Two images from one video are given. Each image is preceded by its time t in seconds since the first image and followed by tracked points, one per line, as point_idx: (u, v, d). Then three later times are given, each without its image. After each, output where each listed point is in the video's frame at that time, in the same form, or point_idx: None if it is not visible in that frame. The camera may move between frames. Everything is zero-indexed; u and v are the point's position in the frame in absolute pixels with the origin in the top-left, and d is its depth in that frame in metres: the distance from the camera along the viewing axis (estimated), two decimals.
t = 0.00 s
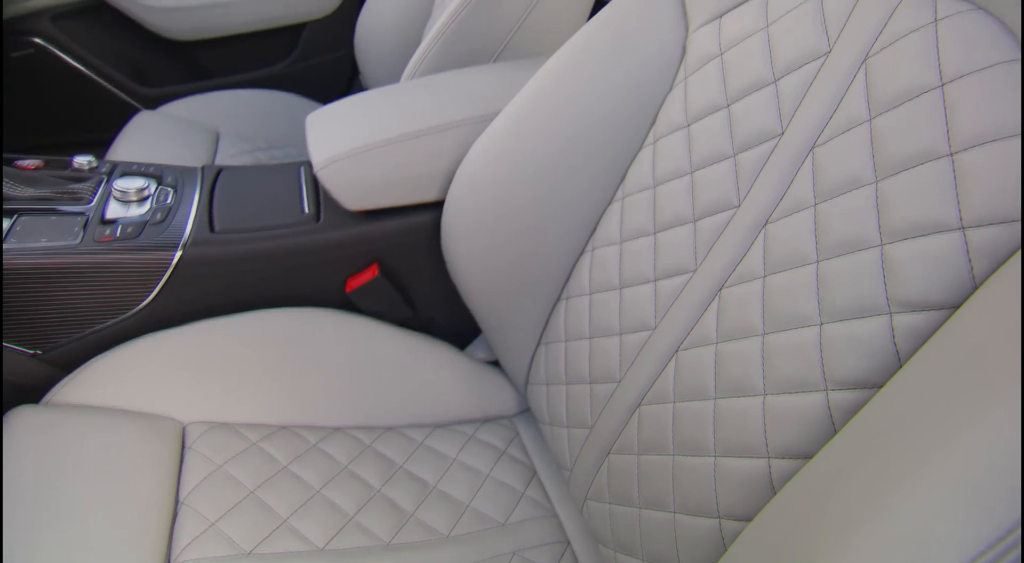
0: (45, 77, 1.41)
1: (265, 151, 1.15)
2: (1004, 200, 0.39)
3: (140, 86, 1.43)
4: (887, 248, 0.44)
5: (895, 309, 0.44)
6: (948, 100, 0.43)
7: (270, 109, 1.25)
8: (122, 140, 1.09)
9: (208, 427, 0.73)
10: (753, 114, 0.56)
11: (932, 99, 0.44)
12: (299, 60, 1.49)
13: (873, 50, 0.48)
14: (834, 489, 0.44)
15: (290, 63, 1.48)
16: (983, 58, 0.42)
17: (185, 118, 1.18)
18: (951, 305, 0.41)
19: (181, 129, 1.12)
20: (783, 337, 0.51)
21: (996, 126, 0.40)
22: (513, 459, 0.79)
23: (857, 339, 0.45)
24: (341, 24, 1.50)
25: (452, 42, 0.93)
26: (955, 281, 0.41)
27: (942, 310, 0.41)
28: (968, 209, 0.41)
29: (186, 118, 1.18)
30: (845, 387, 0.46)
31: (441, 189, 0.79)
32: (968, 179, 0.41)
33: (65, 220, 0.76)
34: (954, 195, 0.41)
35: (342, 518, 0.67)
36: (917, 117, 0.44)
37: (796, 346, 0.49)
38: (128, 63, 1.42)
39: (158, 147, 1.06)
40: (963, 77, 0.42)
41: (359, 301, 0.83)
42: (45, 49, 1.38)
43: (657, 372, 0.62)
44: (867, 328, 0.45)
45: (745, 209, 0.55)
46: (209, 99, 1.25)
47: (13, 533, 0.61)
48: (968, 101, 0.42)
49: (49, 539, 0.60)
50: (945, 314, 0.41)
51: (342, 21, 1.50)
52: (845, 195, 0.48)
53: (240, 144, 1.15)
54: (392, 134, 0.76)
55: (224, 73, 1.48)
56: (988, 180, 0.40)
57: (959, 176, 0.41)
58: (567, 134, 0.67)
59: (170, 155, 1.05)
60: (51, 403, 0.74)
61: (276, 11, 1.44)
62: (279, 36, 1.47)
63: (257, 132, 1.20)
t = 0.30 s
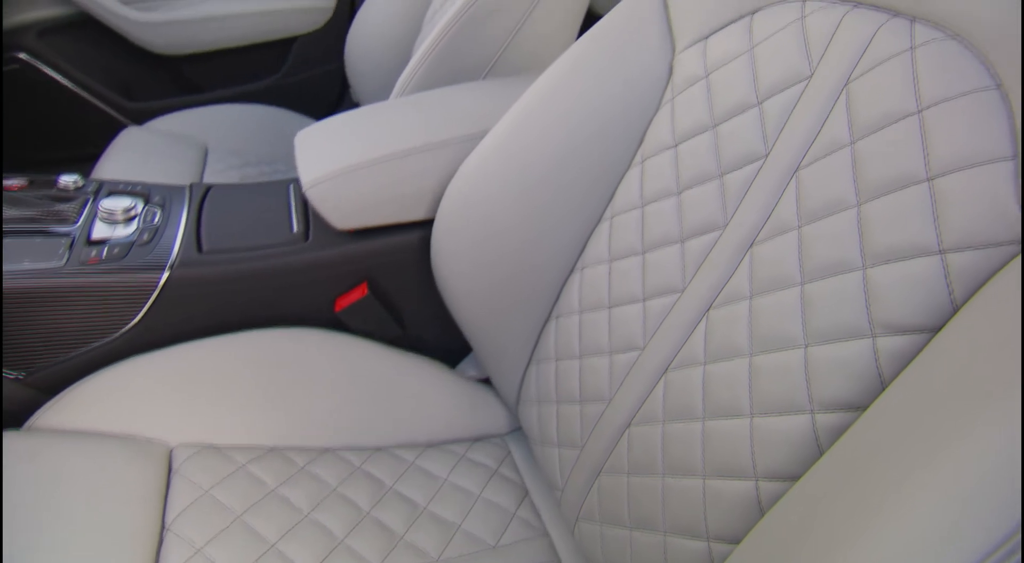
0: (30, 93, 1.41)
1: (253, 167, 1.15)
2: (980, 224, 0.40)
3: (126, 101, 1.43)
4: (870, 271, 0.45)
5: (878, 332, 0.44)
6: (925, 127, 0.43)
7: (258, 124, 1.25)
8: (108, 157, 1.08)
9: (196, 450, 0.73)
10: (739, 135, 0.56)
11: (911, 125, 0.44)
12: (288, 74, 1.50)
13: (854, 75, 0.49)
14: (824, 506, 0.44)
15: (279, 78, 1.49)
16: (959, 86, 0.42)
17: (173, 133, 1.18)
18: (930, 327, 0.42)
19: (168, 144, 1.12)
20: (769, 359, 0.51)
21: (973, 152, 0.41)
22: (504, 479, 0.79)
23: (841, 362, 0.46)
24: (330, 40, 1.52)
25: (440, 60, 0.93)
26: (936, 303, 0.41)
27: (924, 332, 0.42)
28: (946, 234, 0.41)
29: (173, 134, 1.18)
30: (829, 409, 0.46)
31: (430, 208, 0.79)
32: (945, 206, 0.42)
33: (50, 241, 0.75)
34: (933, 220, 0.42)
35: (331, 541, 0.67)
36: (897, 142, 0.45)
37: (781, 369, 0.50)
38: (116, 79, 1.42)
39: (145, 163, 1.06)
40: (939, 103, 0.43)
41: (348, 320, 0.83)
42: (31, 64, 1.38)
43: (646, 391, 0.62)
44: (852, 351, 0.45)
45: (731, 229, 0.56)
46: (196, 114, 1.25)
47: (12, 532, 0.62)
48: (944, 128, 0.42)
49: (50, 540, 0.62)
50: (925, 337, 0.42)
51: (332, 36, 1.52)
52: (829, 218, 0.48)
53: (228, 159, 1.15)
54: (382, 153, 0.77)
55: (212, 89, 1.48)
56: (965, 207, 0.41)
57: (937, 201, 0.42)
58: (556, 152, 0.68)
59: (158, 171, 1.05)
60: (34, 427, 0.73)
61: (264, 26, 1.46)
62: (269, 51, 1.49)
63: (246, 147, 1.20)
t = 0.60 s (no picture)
0: (17, 107, 1.41)
1: (241, 182, 1.15)
2: (959, 249, 0.40)
3: (112, 117, 1.43)
4: (852, 294, 0.46)
5: (861, 354, 0.44)
6: (904, 153, 0.44)
7: (246, 140, 1.25)
8: (93, 174, 1.08)
9: (181, 475, 0.72)
10: (724, 156, 0.57)
11: (890, 150, 0.45)
12: (277, 89, 1.50)
13: (834, 100, 0.49)
14: (815, 520, 0.44)
15: (268, 93, 1.50)
16: (935, 111, 0.42)
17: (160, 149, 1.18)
18: (912, 350, 0.42)
19: (153, 160, 1.11)
20: (756, 381, 0.51)
21: (950, 177, 0.41)
22: (495, 499, 0.79)
23: (826, 384, 0.46)
24: (320, 55, 1.52)
25: (429, 77, 0.94)
26: (917, 325, 0.42)
27: (907, 354, 0.42)
28: (926, 258, 0.42)
29: (160, 149, 1.18)
30: (815, 430, 0.47)
31: (420, 226, 0.80)
32: (924, 231, 0.42)
33: (34, 263, 0.75)
34: (913, 244, 0.43)
35: None
36: (878, 167, 0.45)
37: (767, 391, 0.50)
38: (102, 94, 1.42)
39: (133, 180, 1.06)
40: (918, 129, 0.43)
41: (337, 340, 0.82)
42: (15, 79, 1.38)
43: (636, 411, 0.63)
44: (836, 372, 0.46)
45: (717, 250, 0.56)
46: (183, 130, 1.25)
47: (12, 532, 0.63)
48: (922, 154, 0.43)
49: (49, 540, 0.63)
50: (907, 360, 0.42)
51: (322, 51, 1.52)
52: (812, 241, 0.49)
53: (216, 175, 1.14)
54: (371, 171, 0.77)
55: (200, 103, 1.49)
56: (943, 234, 0.41)
57: (916, 227, 0.43)
58: (545, 170, 0.68)
59: (144, 188, 1.05)
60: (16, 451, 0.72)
61: (251, 41, 1.46)
62: (257, 65, 1.49)
63: (233, 163, 1.19)
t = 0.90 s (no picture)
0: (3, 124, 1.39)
1: (229, 199, 1.15)
2: (939, 275, 0.41)
3: (101, 133, 1.43)
4: (837, 316, 0.46)
5: (847, 376, 0.45)
6: (886, 177, 0.45)
7: (234, 155, 1.25)
8: (79, 191, 1.07)
9: (167, 498, 0.71)
10: (711, 178, 0.58)
11: (872, 173, 0.45)
12: (266, 103, 1.50)
13: (819, 122, 0.50)
14: (811, 534, 0.44)
15: (256, 107, 1.50)
16: (918, 136, 0.43)
17: (148, 165, 1.18)
18: (897, 373, 0.43)
19: (140, 177, 1.11)
20: (745, 403, 0.52)
21: (931, 203, 0.42)
22: (487, 519, 0.78)
23: (813, 407, 0.47)
24: (310, 70, 1.54)
25: (419, 92, 0.94)
26: (900, 348, 0.43)
27: (891, 378, 0.43)
28: (908, 282, 0.43)
29: (147, 164, 1.18)
30: (803, 452, 0.47)
31: (410, 245, 0.80)
32: (907, 255, 0.43)
33: (18, 284, 0.75)
34: (896, 268, 0.44)
35: None
36: (861, 191, 0.46)
37: (755, 413, 0.51)
38: (90, 110, 1.42)
39: (120, 198, 1.05)
40: (900, 153, 0.44)
41: (327, 359, 0.82)
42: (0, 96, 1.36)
43: (627, 431, 0.63)
44: (823, 394, 0.46)
45: (705, 271, 0.57)
46: (171, 146, 1.24)
47: (12, 532, 0.65)
48: (904, 179, 0.44)
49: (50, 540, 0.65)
50: (892, 382, 0.43)
51: (312, 66, 1.53)
52: (795, 263, 0.50)
53: (205, 192, 1.14)
54: (361, 191, 0.77)
55: (188, 117, 1.48)
56: (926, 259, 0.42)
57: (898, 252, 0.43)
58: (536, 187, 0.69)
59: (132, 205, 1.04)
60: None
61: (242, 55, 1.47)
62: (246, 80, 1.50)
63: (222, 178, 1.19)
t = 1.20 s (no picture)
0: None
1: (219, 215, 1.15)
2: (923, 301, 0.42)
3: (88, 148, 1.43)
4: (825, 340, 0.47)
5: (834, 401, 0.46)
6: (870, 202, 0.45)
7: (225, 171, 1.25)
8: (65, 210, 1.06)
9: (154, 524, 0.70)
10: (700, 200, 0.58)
11: (857, 199, 0.46)
12: (257, 117, 1.52)
13: (804, 148, 0.50)
14: (804, 552, 0.44)
15: (248, 122, 1.51)
16: (901, 162, 0.44)
17: (135, 180, 1.17)
18: (883, 398, 0.43)
19: (129, 193, 1.11)
20: (735, 426, 0.52)
21: (914, 230, 0.42)
22: (479, 541, 0.77)
23: (800, 432, 0.47)
24: (301, 85, 1.55)
25: (410, 110, 0.95)
26: (886, 374, 0.43)
27: (877, 403, 0.44)
28: (892, 307, 0.43)
29: (136, 180, 1.18)
30: (792, 477, 0.48)
31: (400, 264, 0.80)
32: (892, 280, 0.43)
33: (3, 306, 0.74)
34: (880, 293, 0.44)
35: None
36: (846, 216, 0.47)
37: (744, 435, 0.51)
38: (78, 125, 1.42)
39: (109, 216, 1.05)
40: (884, 179, 0.44)
41: (318, 381, 0.81)
42: None
43: (618, 453, 0.63)
44: (811, 420, 0.47)
45: (695, 292, 0.57)
46: (158, 162, 1.24)
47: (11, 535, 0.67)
48: (888, 204, 0.44)
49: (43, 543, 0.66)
50: (878, 407, 0.44)
51: (303, 80, 1.54)
52: (779, 288, 0.51)
53: (194, 208, 1.14)
54: (351, 210, 0.77)
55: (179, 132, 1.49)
56: (910, 285, 0.42)
57: (884, 278, 0.44)
58: (527, 207, 0.69)
59: (121, 223, 1.04)
60: None
61: (233, 69, 1.47)
62: (237, 95, 1.50)
63: (212, 194, 1.19)
